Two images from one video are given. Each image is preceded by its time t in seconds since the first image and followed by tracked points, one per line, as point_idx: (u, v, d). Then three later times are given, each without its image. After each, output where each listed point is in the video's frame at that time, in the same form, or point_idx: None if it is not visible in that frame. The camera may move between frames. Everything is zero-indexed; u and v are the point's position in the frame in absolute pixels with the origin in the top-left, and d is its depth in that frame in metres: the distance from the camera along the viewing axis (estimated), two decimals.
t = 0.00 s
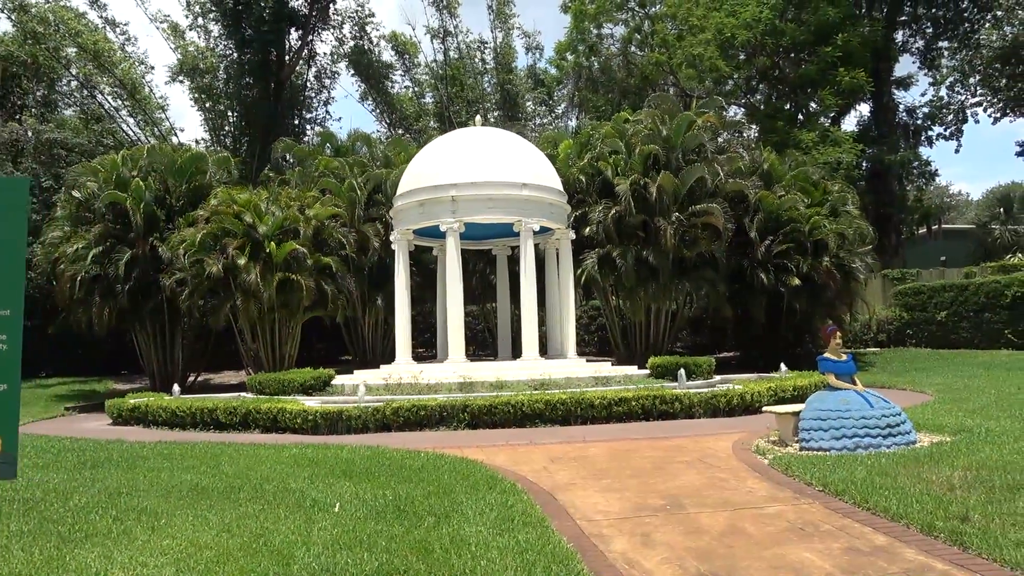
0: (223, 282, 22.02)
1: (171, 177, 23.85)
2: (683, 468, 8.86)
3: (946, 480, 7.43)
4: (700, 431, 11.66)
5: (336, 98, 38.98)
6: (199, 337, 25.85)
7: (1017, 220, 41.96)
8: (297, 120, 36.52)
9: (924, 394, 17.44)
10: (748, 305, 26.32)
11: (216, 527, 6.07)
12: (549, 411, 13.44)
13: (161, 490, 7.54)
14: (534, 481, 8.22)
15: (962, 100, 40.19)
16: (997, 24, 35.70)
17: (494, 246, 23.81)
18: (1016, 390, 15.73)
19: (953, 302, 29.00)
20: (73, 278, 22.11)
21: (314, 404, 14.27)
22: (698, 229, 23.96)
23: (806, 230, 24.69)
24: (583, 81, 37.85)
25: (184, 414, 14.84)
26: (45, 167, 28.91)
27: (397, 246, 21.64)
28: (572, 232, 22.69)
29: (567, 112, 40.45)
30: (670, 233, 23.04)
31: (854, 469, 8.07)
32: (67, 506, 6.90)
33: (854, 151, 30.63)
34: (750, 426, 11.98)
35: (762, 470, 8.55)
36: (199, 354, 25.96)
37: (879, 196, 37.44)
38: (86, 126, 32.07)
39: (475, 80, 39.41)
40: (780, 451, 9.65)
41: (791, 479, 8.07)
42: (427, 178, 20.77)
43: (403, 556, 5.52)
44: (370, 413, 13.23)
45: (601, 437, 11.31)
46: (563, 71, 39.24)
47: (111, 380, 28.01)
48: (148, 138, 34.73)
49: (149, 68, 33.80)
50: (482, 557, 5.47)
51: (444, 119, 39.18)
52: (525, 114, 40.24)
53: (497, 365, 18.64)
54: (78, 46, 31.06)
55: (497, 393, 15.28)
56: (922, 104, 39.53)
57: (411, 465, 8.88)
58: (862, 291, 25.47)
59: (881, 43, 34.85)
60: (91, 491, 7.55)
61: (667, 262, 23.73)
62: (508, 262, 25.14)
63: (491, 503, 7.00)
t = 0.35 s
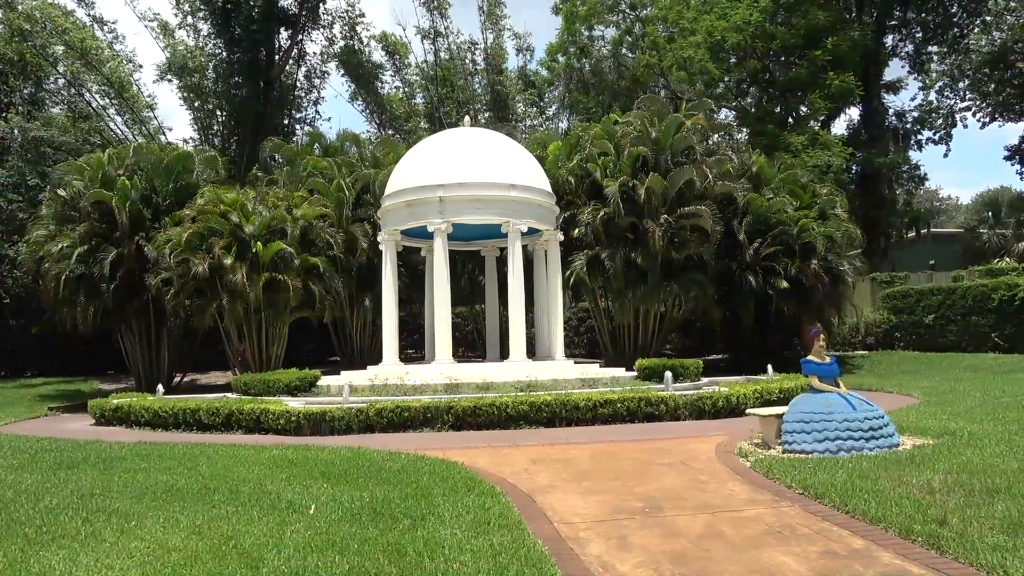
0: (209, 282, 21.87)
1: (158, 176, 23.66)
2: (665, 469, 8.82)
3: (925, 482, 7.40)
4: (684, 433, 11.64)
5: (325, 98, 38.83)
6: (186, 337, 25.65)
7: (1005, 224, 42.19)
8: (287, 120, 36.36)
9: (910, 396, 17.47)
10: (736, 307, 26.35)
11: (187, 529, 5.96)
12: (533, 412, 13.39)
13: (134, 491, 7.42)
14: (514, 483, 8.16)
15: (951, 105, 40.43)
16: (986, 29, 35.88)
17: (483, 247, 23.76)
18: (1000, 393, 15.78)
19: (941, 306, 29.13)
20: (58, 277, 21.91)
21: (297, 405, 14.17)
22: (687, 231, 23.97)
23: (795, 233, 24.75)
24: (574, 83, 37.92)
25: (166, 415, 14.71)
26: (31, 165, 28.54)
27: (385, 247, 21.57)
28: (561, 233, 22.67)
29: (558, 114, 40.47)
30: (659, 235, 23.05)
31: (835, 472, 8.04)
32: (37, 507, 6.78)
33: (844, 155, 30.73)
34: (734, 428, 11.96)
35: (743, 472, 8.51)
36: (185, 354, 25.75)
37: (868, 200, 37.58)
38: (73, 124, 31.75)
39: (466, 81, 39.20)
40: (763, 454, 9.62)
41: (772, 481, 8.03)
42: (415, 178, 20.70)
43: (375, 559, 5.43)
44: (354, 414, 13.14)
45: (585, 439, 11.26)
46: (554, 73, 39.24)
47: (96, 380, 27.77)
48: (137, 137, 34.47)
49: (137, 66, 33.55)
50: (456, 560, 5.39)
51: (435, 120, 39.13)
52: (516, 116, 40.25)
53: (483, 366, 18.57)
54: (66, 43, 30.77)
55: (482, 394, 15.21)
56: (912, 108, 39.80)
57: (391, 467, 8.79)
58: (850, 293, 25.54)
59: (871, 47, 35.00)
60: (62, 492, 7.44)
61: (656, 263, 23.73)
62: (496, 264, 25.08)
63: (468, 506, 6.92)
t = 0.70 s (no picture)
0: (200, 280, 21.74)
1: (150, 172, 23.51)
2: (649, 474, 8.71)
3: (910, 490, 7.31)
4: (671, 437, 11.54)
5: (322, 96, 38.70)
6: (177, 335, 25.51)
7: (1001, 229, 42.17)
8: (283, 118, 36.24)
9: (902, 401, 17.39)
10: (730, 310, 26.25)
11: (155, 531, 5.85)
12: (521, 414, 13.28)
13: (108, 491, 7.30)
14: (495, 486, 8.05)
15: (949, 110, 40.37)
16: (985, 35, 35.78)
17: (476, 248, 23.66)
18: (992, 399, 15.73)
19: (935, 311, 29.06)
20: (47, 273, 21.78)
21: (283, 404, 14.05)
22: (681, 233, 23.88)
23: (789, 236, 24.61)
24: (572, 84, 37.87)
25: (152, 413, 14.59)
26: (24, 160, 28.43)
27: (377, 245, 21.47)
28: (554, 234, 22.57)
29: (556, 114, 40.40)
30: (653, 238, 22.95)
31: (820, 478, 7.95)
32: (6, 506, 6.67)
33: (841, 159, 30.64)
34: (722, 432, 11.87)
35: (728, 477, 8.41)
36: (176, 351, 25.61)
37: (864, 204, 37.52)
38: (67, 119, 31.63)
39: (463, 80, 39.16)
40: (749, 458, 9.52)
41: (756, 487, 7.93)
42: (408, 177, 20.60)
43: (344, 563, 5.31)
44: (340, 414, 13.02)
45: (571, 441, 11.15)
46: (552, 73, 39.18)
47: (87, 376, 27.61)
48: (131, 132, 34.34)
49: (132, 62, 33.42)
50: (427, 565, 5.27)
51: (431, 119, 39.04)
52: (513, 116, 40.14)
53: (474, 367, 18.45)
54: (60, 38, 30.64)
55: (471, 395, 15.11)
56: (910, 113, 39.75)
57: (371, 468, 8.67)
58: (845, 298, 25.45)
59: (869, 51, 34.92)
60: (34, 491, 7.32)
61: (650, 266, 23.63)
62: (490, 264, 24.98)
63: (446, 509, 6.81)
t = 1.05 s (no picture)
0: (191, 279, 21.63)
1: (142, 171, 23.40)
2: (633, 477, 8.63)
3: (894, 494, 7.24)
4: (659, 440, 11.45)
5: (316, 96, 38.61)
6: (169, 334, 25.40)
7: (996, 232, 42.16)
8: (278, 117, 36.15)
9: (894, 405, 17.31)
10: (724, 312, 26.17)
11: (126, 533, 5.77)
12: (509, 416, 13.19)
13: (83, 492, 7.21)
14: (477, 490, 7.95)
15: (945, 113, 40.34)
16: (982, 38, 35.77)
17: (470, 248, 23.58)
18: (983, 402, 15.67)
19: (930, 313, 29.01)
20: (38, 272, 21.66)
21: (270, 405, 13.96)
22: (675, 234, 23.81)
23: (784, 238, 24.53)
24: (568, 85, 37.88)
25: (139, 413, 14.49)
26: (17, 158, 28.34)
27: (369, 246, 21.39)
28: (547, 235, 22.50)
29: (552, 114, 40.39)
30: (646, 239, 22.88)
31: (804, 482, 7.88)
32: None
33: (836, 161, 30.57)
34: (710, 435, 11.79)
35: (712, 481, 8.34)
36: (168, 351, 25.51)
37: (860, 206, 37.48)
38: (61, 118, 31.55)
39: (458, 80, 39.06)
40: (735, 462, 9.43)
41: (740, 492, 7.85)
42: (400, 177, 20.52)
43: (315, 567, 5.23)
44: (326, 415, 12.92)
45: (558, 444, 11.05)
46: (548, 74, 39.15)
47: (78, 376, 27.50)
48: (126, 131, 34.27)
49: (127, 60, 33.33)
50: (397, 570, 5.18)
51: (427, 119, 38.99)
52: (508, 116, 40.11)
53: (465, 368, 18.35)
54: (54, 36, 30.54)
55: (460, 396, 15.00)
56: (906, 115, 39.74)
57: (353, 471, 8.58)
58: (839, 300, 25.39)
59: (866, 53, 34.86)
60: (8, 492, 7.23)
61: (643, 267, 23.56)
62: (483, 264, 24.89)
63: (423, 512, 6.71)
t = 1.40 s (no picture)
0: (184, 279, 21.56)
1: (135, 171, 23.33)
2: (617, 477, 8.55)
3: (879, 494, 7.15)
4: (647, 439, 11.37)
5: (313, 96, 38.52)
6: (163, 335, 25.36)
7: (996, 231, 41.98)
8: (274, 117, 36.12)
9: (889, 404, 17.22)
10: (720, 312, 26.08)
11: (95, 534, 5.70)
12: (498, 416, 13.12)
13: (58, 493, 7.14)
14: (457, 490, 7.88)
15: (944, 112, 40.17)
16: (980, 36, 35.63)
17: (464, 248, 23.51)
18: (978, 401, 15.58)
19: (927, 312, 28.91)
20: (31, 273, 21.62)
21: (259, 405, 13.91)
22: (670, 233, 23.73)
23: (780, 237, 24.41)
24: (565, 84, 37.84)
25: (128, 413, 14.43)
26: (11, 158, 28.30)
27: (362, 245, 21.31)
28: (542, 234, 22.43)
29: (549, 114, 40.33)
30: (641, 238, 22.80)
31: (789, 482, 7.80)
32: None
33: (834, 160, 30.45)
34: (699, 435, 11.70)
35: (696, 481, 8.26)
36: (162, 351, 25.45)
37: (858, 205, 37.34)
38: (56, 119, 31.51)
39: (455, 80, 38.97)
40: (722, 462, 9.35)
41: (723, 491, 7.78)
42: (394, 177, 20.45)
43: (284, 568, 5.16)
44: (314, 415, 12.85)
45: (546, 444, 10.98)
46: (545, 73, 39.09)
47: (73, 377, 27.44)
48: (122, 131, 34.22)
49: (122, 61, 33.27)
50: (366, 572, 5.10)
51: (424, 119, 38.93)
52: (505, 116, 40.06)
53: (457, 368, 18.28)
54: (49, 36, 30.50)
55: (450, 396, 14.92)
56: (904, 114, 39.61)
57: (334, 471, 8.51)
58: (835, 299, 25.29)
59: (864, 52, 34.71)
60: None
61: (638, 267, 23.47)
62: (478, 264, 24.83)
63: (400, 513, 6.64)
